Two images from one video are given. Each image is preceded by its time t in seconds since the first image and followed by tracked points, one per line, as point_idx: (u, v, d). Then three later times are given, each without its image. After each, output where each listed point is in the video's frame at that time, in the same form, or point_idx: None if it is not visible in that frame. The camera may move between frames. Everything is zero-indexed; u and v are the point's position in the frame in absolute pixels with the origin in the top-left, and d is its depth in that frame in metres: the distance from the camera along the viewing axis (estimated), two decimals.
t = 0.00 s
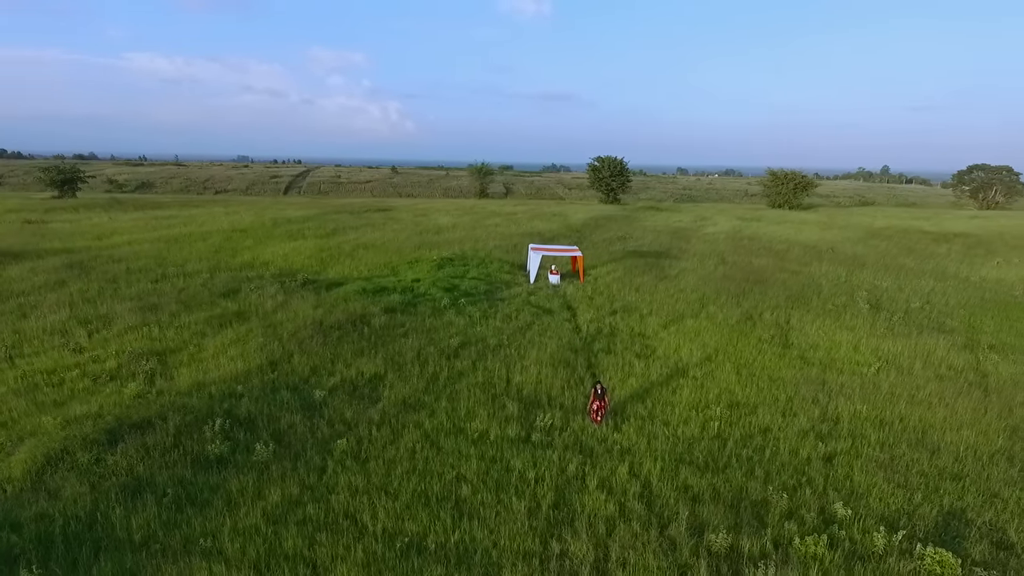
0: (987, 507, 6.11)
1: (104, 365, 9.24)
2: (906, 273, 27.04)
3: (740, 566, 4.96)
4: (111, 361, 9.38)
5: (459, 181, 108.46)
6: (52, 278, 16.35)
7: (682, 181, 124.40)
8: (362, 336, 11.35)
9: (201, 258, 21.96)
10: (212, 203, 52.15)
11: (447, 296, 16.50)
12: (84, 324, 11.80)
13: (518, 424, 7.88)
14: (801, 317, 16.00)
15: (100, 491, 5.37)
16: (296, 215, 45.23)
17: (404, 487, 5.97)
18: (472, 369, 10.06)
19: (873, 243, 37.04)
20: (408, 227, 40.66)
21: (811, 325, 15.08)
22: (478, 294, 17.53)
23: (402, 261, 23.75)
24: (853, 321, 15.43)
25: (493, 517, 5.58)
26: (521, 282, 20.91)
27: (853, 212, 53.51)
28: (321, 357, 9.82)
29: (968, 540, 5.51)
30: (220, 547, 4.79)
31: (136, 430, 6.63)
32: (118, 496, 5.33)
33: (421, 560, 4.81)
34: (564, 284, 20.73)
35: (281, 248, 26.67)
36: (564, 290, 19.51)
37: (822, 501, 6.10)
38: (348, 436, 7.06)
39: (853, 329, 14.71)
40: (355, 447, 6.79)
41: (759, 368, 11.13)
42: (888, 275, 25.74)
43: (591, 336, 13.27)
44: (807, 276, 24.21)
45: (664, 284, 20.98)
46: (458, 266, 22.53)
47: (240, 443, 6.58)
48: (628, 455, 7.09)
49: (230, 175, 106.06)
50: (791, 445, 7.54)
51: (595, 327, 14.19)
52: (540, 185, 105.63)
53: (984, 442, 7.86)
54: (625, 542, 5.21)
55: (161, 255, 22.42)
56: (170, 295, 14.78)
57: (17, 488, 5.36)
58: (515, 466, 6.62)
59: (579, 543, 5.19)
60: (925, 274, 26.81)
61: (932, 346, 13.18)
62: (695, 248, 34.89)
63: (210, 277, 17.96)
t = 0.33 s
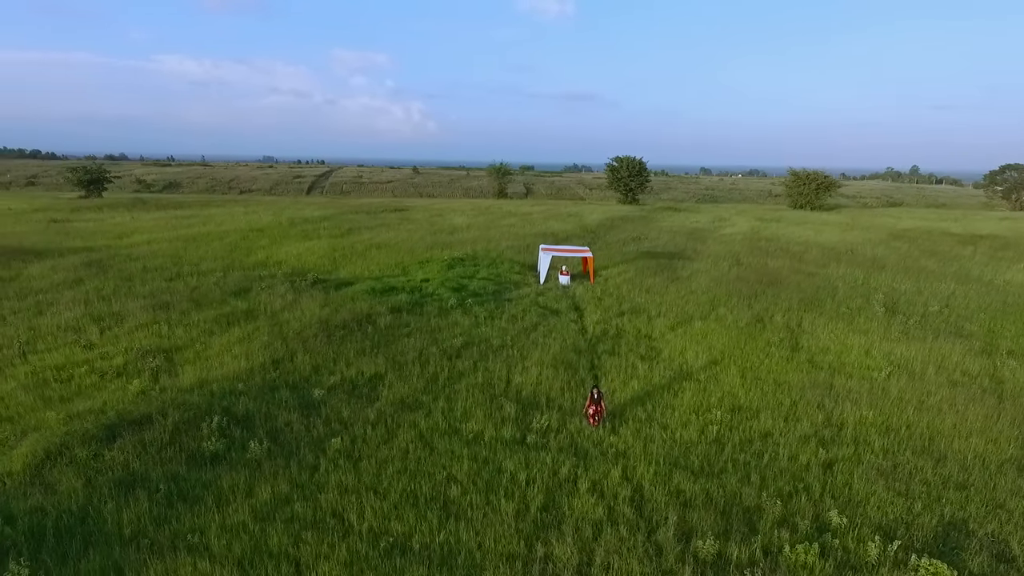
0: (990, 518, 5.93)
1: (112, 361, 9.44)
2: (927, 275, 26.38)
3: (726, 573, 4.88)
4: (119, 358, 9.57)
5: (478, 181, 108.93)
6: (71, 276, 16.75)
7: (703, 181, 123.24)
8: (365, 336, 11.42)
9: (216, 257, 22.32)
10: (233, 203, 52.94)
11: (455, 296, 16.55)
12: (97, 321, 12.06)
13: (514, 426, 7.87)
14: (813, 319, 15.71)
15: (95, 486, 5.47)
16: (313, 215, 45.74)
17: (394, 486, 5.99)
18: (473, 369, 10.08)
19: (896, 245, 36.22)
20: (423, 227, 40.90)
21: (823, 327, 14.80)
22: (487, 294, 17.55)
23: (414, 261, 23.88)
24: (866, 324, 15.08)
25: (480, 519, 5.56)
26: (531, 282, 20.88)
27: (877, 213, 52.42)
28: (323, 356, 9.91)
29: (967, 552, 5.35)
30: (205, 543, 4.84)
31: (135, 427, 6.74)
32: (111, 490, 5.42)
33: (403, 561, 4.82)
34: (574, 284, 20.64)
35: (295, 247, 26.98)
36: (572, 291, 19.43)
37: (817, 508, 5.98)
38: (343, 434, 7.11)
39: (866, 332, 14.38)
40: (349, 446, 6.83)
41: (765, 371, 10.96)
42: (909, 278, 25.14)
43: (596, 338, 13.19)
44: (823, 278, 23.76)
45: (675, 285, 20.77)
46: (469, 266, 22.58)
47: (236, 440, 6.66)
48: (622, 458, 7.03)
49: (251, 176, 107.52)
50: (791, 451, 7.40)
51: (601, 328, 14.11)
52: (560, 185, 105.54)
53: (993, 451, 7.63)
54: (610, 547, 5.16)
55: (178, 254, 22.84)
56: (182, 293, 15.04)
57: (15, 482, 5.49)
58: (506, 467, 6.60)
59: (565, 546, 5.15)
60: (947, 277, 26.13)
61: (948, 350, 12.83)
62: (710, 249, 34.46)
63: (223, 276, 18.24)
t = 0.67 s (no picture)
0: (998, 532, 5.71)
1: (126, 356, 9.70)
2: (956, 279, 25.54)
3: None
4: (133, 353, 9.82)
5: (503, 181, 109.19)
6: (97, 273, 17.28)
7: (730, 181, 121.48)
8: (373, 335, 11.53)
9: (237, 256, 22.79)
10: (260, 203, 53.96)
11: (466, 296, 16.59)
12: (116, 317, 12.41)
13: (512, 427, 7.85)
14: (831, 323, 15.33)
15: (95, 479, 5.62)
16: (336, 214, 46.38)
17: (386, 485, 6.02)
18: (477, 369, 10.08)
19: (927, 247, 35.13)
20: (443, 227, 41.12)
21: (840, 331, 14.44)
22: (500, 294, 17.56)
23: (429, 261, 24.00)
24: (886, 329, 14.64)
25: (468, 520, 5.56)
26: (545, 283, 20.82)
27: (909, 214, 50.95)
28: (329, 355, 10.04)
29: (969, 567, 5.16)
30: (195, 537, 4.93)
31: (139, 422, 6.91)
32: (110, 484, 5.56)
33: (387, 559, 4.84)
34: (588, 285, 20.52)
35: (315, 246, 27.35)
36: (586, 292, 19.30)
37: (814, 517, 5.84)
38: (340, 433, 7.18)
39: (886, 336, 13.97)
40: (345, 444, 6.89)
41: (775, 375, 10.74)
42: (939, 282, 24.35)
43: (604, 339, 13.09)
44: (847, 281, 23.16)
45: (691, 287, 20.48)
46: (484, 266, 22.62)
47: (235, 436, 6.78)
48: (619, 462, 6.95)
49: (280, 176, 109.68)
50: (793, 457, 7.23)
51: (611, 330, 13.99)
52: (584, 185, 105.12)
53: (1009, 462, 7.34)
54: (596, 552, 5.10)
55: (201, 252, 23.40)
56: (200, 291, 15.38)
57: (21, 474, 5.68)
58: (501, 469, 6.59)
59: (551, 550, 5.11)
60: (977, 281, 25.25)
61: (972, 357, 12.39)
62: (732, 251, 33.89)
63: (242, 274, 18.60)
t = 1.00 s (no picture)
0: (1007, 545, 5.50)
1: (140, 351, 9.96)
2: (986, 282, 24.71)
3: None
4: (147, 349, 10.08)
5: (526, 181, 109.13)
6: (121, 270, 17.76)
7: (757, 182, 119.65)
8: (381, 333, 11.64)
9: (256, 254, 23.21)
10: (284, 203, 54.81)
11: (479, 296, 16.62)
12: (134, 313, 12.74)
13: (512, 427, 7.83)
14: (850, 326, 14.93)
15: (97, 470, 5.78)
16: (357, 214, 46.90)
17: (380, 483, 6.06)
18: (482, 369, 10.08)
19: (959, 250, 34.03)
20: (462, 227, 41.24)
21: (859, 335, 14.06)
22: (512, 294, 17.54)
23: (445, 261, 24.08)
24: (907, 333, 14.21)
25: (458, 519, 5.55)
26: (559, 283, 20.74)
27: (942, 216, 49.40)
28: (335, 353, 10.15)
29: None
30: (189, 530, 5.02)
31: (144, 415, 7.08)
32: (112, 475, 5.71)
33: (375, 556, 4.87)
34: (602, 286, 20.37)
35: (333, 246, 27.68)
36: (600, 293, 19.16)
37: (814, 524, 5.70)
38: (340, 430, 7.25)
39: (907, 340, 13.55)
40: (344, 441, 6.96)
41: (786, 379, 10.52)
42: (969, 285, 23.54)
43: (613, 340, 12.99)
44: (871, 284, 22.56)
45: (707, 289, 20.17)
46: (499, 265, 22.63)
47: (237, 431, 6.90)
48: (617, 464, 6.88)
49: (312, 175, 111.52)
50: (797, 463, 7.07)
51: (621, 331, 13.87)
52: (607, 185, 104.47)
53: None
54: (585, 555, 5.05)
55: (222, 251, 23.88)
56: (218, 288, 15.71)
57: (28, 464, 5.87)
58: (496, 469, 6.58)
59: (539, 551, 5.08)
60: (1009, 285, 24.37)
61: (998, 363, 11.94)
62: (754, 252, 33.29)
63: (259, 272, 18.93)
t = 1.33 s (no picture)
0: (1016, 559, 5.28)
1: (154, 346, 10.21)
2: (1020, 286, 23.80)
3: None
4: (161, 344, 10.32)
5: (550, 181, 108.90)
6: (145, 267, 18.26)
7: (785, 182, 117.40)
8: (390, 331, 11.73)
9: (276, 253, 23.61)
10: (309, 202, 55.62)
11: (491, 295, 16.63)
12: (153, 309, 13.08)
13: (513, 427, 7.81)
14: (871, 329, 14.52)
15: (100, 461, 5.95)
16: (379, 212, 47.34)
17: (375, 480, 6.10)
18: (488, 368, 10.08)
19: (995, 252, 32.82)
20: (482, 226, 41.33)
21: (878, 338, 13.67)
22: (525, 294, 17.49)
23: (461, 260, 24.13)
24: (930, 337, 13.76)
25: (449, 518, 5.55)
26: (574, 283, 20.63)
27: (978, 217, 47.73)
28: (343, 350, 10.25)
29: None
30: (183, 522, 5.13)
31: (151, 409, 7.26)
32: (115, 467, 5.87)
33: (363, 553, 4.90)
34: (617, 286, 20.20)
35: (352, 244, 28.00)
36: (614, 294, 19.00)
37: (812, 532, 5.56)
38: (340, 426, 7.33)
39: (930, 345, 13.12)
40: (343, 437, 7.03)
41: (798, 383, 10.29)
42: (1002, 289, 22.69)
43: (624, 341, 12.86)
44: (897, 286, 21.91)
45: (725, 290, 19.84)
46: (515, 265, 22.61)
47: (239, 425, 7.02)
48: (615, 466, 6.81)
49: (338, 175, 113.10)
50: (801, 469, 6.90)
51: (633, 332, 13.73)
52: (632, 185, 103.65)
53: None
54: (573, 556, 5.02)
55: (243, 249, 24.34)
56: (236, 285, 16.03)
57: (37, 454, 6.08)
58: (492, 468, 6.56)
59: (527, 552, 5.05)
60: None
61: None
62: (777, 253, 32.64)
63: (277, 270, 19.24)
